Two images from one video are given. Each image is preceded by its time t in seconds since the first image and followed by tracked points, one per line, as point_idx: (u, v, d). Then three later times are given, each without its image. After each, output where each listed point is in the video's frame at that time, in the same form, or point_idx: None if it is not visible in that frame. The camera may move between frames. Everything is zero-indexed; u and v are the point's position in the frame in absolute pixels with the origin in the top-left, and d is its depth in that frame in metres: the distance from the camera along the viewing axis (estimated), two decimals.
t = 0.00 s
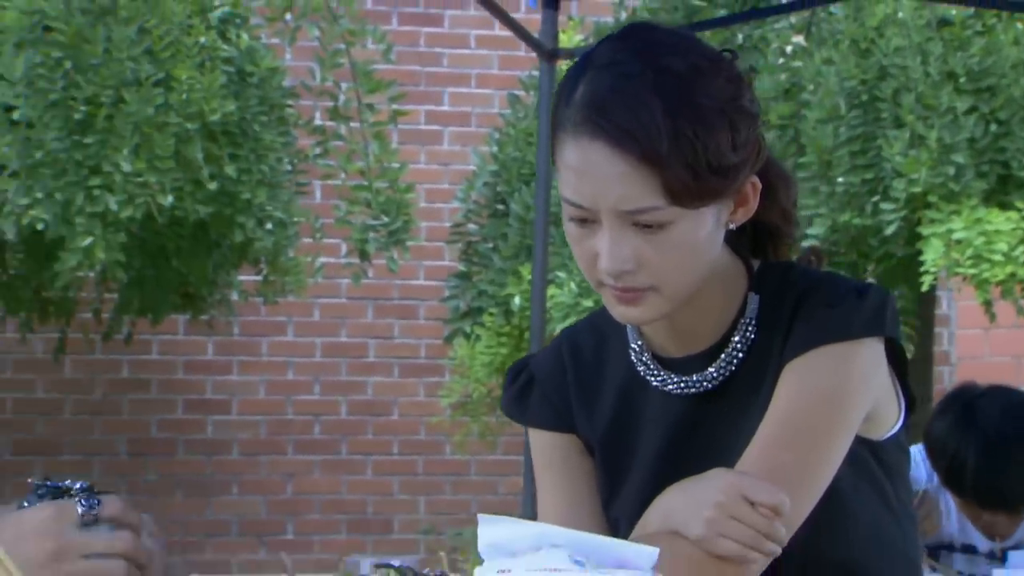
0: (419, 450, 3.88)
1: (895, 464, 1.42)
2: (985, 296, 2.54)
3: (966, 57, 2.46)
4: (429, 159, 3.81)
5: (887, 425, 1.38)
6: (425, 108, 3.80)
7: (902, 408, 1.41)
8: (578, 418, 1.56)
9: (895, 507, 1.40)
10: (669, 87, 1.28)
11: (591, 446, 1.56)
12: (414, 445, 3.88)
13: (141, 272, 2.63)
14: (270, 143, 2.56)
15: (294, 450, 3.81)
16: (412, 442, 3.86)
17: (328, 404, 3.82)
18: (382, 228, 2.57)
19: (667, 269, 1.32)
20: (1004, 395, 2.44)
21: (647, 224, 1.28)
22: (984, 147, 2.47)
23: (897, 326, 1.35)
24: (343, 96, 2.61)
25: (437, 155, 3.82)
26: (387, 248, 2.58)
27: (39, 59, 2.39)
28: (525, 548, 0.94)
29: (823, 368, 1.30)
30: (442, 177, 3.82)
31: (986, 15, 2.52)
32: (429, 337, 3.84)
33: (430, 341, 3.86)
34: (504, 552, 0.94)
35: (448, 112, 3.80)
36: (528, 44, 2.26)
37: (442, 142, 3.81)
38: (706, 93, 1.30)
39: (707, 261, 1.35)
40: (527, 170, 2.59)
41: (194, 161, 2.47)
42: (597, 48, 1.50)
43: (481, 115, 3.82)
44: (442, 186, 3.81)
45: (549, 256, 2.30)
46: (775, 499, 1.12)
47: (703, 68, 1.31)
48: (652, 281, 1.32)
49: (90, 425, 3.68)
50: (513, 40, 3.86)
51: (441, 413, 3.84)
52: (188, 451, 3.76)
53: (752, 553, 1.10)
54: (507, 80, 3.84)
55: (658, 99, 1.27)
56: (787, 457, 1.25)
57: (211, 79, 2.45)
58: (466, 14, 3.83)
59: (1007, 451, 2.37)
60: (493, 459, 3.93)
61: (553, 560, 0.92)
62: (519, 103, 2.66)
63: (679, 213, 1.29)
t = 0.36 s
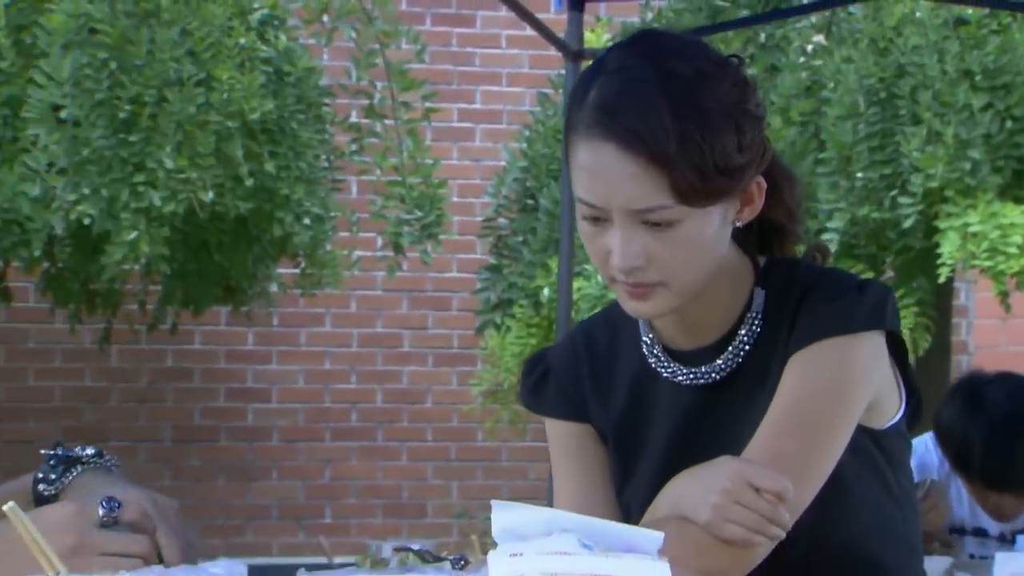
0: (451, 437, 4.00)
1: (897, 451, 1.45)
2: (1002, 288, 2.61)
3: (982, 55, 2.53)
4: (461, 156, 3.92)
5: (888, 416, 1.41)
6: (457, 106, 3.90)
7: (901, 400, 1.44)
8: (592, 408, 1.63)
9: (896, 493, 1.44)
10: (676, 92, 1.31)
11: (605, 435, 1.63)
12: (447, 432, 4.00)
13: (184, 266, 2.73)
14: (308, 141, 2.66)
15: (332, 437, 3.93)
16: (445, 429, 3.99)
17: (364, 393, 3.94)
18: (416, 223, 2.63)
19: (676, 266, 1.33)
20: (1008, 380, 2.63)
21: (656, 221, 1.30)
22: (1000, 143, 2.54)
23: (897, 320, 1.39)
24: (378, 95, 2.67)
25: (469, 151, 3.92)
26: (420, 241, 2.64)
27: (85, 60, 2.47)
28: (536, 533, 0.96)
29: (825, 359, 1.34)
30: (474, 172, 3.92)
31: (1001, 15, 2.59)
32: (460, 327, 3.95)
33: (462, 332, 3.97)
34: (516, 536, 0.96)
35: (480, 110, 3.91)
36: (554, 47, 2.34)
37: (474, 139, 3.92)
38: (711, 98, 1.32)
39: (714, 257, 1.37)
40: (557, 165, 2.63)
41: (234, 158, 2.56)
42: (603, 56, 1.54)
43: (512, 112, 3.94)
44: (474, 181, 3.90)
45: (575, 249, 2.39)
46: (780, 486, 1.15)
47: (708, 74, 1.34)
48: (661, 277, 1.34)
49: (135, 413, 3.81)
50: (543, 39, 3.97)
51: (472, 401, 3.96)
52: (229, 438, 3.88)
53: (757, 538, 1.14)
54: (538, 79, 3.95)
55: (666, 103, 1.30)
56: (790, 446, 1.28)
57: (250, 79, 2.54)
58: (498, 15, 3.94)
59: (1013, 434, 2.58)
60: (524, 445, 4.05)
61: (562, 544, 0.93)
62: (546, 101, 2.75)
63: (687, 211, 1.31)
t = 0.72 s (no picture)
0: (487, 425, 4.11)
1: (904, 440, 1.47)
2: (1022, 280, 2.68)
3: (1003, 55, 2.60)
4: (496, 153, 4.04)
5: (895, 407, 1.43)
6: (492, 105, 4.03)
7: (909, 392, 1.46)
8: (609, 399, 1.64)
9: (903, 483, 1.45)
10: (689, 97, 1.31)
11: (623, 425, 1.64)
12: (483, 421, 4.10)
13: (229, 261, 2.84)
14: (347, 140, 2.75)
15: (371, 425, 4.04)
16: (481, 418, 4.09)
17: (400, 383, 4.05)
18: (452, 219, 2.71)
19: (692, 265, 1.34)
20: None
21: (670, 221, 1.31)
22: (1019, 140, 2.60)
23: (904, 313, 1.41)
24: (415, 95, 2.74)
25: (504, 149, 4.05)
26: (456, 237, 2.71)
27: (134, 63, 2.56)
28: (553, 521, 0.99)
29: (834, 354, 1.36)
30: (509, 169, 4.04)
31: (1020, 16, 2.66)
32: (495, 319, 4.07)
33: (498, 324, 4.08)
34: (533, 523, 0.99)
35: (514, 109, 4.04)
36: (584, 49, 2.42)
37: (509, 137, 4.04)
38: (724, 103, 1.32)
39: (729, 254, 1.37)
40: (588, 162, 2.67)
41: (276, 156, 2.66)
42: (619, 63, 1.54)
43: (545, 111, 4.06)
44: (509, 178, 4.02)
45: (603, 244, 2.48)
46: (789, 473, 1.16)
47: (722, 80, 1.34)
48: (677, 275, 1.34)
49: (182, 403, 3.91)
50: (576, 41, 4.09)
51: (507, 390, 4.06)
52: (273, 427, 3.98)
53: (767, 524, 1.17)
54: (570, 79, 4.07)
55: (679, 108, 1.30)
56: (799, 438, 1.31)
57: (293, 80, 2.64)
58: (531, 17, 4.06)
59: None
60: (558, 434, 4.16)
61: (577, 528, 0.96)
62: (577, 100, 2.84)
63: (700, 212, 1.31)
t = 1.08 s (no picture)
0: (514, 415, 4.20)
1: (903, 433, 1.54)
2: None
3: (1014, 56, 2.66)
4: (523, 152, 4.14)
5: (894, 399, 1.50)
6: (519, 106, 4.13)
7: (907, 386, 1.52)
8: (621, 391, 1.73)
9: (902, 471, 1.52)
10: (697, 102, 1.37)
11: (634, 416, 1.73)
12: (510, 411, 4.19)
13: (265, 256, 2.94)
14: (379, 139, 2.85)
15: (402, 415, 4.14)
16: (508, 408, 4.18)
17: (430, 374, 4.15)
18: (480, 216, 2.78)
19: (700, 265, 1.39)
20: None
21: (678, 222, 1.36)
22: None
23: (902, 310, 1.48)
24: (444, 96, 2.82)
25: (530, 148, 4.15)
26: (484, 233, 2.79)
27: (173, 66, 2.67)
28: (563, 508, 1.03)
29: (835, 349, 1.43)
30: (535, 168, 4.14)
31: None
32: (522, 313, 4.16)
33: (524, 317, 4.17)
34: (544, 511, 1.03)
35: (540, 109, 4.14)
36: (604, 52, 2.51)
37: (535, 136, 4.14)
38: (731, 109, 1.39)
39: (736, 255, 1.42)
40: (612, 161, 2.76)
41: (310, 156, 2.75)
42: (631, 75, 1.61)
43: (570, 111, 4.15)
44: (535, 176, 4.12)
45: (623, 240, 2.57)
46: (792, 463, 1.21)
47: (728, 86, 1.40)
48: (685, 275, 1.39)
49: (220, 393, 4.02)
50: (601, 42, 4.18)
51: (535, 381, 4.15)
52: (308, 417, 4.09)
53: (771, 511, 1.21)
54: (595, 80, 4.16)
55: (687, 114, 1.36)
56: (801, 429, 1.37)
57: (326, 82, 2.73)
58: (557, 19, 4.16)
59: None
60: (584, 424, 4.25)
61: (583, 515, 1.00)
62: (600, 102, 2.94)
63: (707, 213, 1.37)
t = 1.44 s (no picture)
0: (540, 404, 4.29)
1: (903, 421, 1.66)
2: None
3: None
4: (547, 149, 4.25)
5: (893, 389, 1.62)
6: (545, 104, 4.23)
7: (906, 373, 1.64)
8: (633, 382, 1.82)
9: (902, 459, 1.65)
10: (704, 105, 1.47)
11: (645, 405, 1.82)
12: (536, 400, 4.29)
13: (298, 249, 3.04)
14: (407, 137, 2.94)
15: (431, 404, 4.25)
16: (534, 398, 4.28)
17: (457, 364, 4.24)
18: (505, 211, 2.87)
19: (706, 258, 1.50)
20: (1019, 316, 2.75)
21: (687, 220, 1.47)
22: None
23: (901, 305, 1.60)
24: (471, 95, 2.92)
25: (555, 145, 4.24)
26: (509, 228, 2.87)
27: (210, 67, 2.76)
28: (571, 494, 1.14)
29: (838, 341, 1.54)
30: (559, 164, 4.24)
31: None
32: (547, 304, 4.25)
33: (548, 309, 4.27)
34: (554, 497, 1.15)
35: (564, 107, 4.23)
36: (623, 52, 2.58)
37: (560, 134, 4.24)
38: (736, 111, 1.49)
39: (739, 249, 1.53)
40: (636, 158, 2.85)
41: (341, 153, 2.84)
42: (642, 75, 1.71)
43: (594, 109, 4.24)
44: (559, 172, 4.21)
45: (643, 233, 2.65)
46: (795, 452, 1.34)
47: (733, 89, 1.50)
48: (693, 268, 1.50)
49: (255, 382, 4.12)
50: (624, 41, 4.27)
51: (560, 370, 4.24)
52: (341, 405, 4.19)
53: (774, 496, 1.34)
54: (618, 78, 4.25)
55: (693, 116, 1.47)
56: (805, 417, 1.48)
57: (356, 81, 2.83)
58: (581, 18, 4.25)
59: None
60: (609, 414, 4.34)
61: (591, 502, 1.12)
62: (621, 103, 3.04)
63: (713, 210, 1.48)
